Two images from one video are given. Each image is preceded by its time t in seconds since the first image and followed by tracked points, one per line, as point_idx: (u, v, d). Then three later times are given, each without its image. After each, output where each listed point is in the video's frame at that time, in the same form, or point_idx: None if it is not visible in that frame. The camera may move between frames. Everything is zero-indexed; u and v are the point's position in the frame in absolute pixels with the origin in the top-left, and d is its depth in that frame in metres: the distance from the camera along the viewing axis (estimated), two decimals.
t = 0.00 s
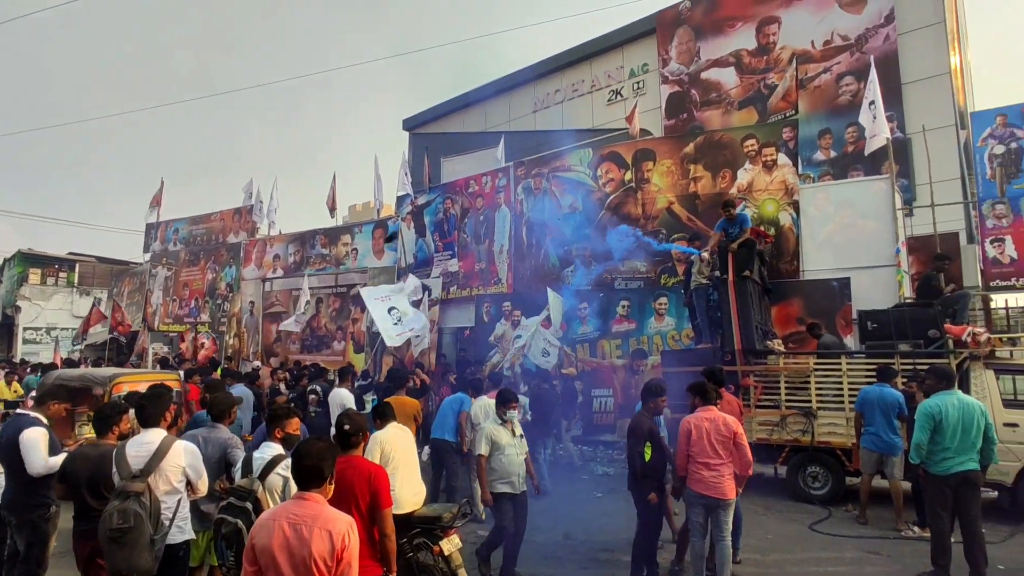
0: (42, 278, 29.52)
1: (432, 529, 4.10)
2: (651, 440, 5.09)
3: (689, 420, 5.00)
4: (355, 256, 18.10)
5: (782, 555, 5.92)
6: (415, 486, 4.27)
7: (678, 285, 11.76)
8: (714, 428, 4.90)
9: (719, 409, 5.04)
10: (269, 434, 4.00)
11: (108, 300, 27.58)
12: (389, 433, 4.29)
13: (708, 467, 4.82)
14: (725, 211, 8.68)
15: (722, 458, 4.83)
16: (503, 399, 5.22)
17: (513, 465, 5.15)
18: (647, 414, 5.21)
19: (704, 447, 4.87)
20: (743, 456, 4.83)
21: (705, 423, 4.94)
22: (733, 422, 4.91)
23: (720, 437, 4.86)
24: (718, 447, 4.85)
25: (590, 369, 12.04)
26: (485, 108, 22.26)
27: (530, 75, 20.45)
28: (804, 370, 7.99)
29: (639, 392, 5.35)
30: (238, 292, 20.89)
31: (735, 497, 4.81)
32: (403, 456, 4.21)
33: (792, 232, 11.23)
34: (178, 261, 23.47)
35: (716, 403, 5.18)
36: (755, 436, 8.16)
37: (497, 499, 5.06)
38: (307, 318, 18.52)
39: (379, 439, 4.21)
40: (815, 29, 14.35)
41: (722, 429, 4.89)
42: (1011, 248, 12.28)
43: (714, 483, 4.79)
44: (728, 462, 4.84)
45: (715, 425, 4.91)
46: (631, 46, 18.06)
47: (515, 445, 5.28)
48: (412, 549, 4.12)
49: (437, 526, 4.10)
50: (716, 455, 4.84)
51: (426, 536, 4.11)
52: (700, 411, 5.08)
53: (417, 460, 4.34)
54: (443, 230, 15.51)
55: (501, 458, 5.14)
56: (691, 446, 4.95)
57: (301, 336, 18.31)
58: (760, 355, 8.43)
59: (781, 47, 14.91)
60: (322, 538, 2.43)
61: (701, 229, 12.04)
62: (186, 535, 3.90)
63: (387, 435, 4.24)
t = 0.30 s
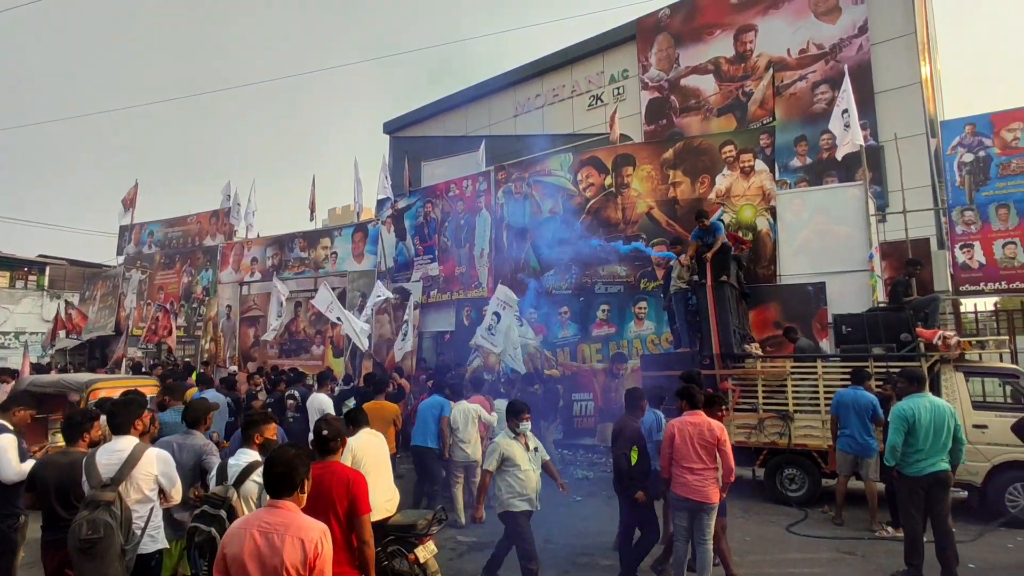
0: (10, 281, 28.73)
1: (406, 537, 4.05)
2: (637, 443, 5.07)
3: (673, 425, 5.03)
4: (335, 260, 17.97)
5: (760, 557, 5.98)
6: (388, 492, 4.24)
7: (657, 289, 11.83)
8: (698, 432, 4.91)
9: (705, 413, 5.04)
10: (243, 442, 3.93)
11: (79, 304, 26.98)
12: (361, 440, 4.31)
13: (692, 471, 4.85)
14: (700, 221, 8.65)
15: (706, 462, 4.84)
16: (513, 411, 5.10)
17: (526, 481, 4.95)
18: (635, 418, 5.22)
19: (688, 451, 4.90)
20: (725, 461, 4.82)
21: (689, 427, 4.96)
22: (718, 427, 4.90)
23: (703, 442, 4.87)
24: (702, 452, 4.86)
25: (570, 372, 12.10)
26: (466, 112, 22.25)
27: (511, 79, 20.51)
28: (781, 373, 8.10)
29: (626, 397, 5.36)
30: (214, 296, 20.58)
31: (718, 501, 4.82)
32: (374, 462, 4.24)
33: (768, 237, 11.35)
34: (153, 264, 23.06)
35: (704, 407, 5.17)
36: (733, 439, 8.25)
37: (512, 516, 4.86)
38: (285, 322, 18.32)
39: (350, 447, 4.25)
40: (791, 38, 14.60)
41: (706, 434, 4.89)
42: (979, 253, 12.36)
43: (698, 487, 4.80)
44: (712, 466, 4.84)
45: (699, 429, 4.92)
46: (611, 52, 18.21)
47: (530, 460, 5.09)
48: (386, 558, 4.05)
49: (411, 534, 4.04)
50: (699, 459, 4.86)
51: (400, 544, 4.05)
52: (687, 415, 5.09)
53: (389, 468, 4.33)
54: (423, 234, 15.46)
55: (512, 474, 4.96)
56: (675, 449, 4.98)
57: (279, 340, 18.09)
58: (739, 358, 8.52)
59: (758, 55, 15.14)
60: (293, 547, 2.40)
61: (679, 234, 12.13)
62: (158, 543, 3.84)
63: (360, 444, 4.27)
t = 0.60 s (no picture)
0: None
1: (384, 546, 4.01)
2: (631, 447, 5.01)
3: (656, 427, 5.07)
4: (316, 264, 17.85)
5: (742, 558, 6.02)
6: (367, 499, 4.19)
7: (639, 292, 11.89)
8: (680, 435, 4.92)
9: (691, 416, 5.04)
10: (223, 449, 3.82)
11: (53, 308, 26.44)
12: (337, 445, 4.26)
13: (674, 474, 4.88)
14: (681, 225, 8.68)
15: (688, 465, 4.86)
16: (531, 413, 4.96)
17: (548, 486, 4.85)
18: (624, 422, 5.16)
19: (671, 454, 4.92)
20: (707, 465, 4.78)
21: (672, 429, 4.98)
22: (701, 431, 4.89)
23: (685, 445, 4.89)
24: (684, 455, 4.87)
25: (553, 376, 12.10)
26: (450, 114, 22.19)
27: (494, 82, 20.52)
28: (761, 375, 8.18)
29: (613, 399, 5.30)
30: (194, 300, 20.29)
31: (701, 504, 4.82)
32: (351, 468, 4.18)
33: (750, 240, 11.51)
34: (130, 268, 22.70)
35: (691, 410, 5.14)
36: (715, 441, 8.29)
37: (530, 524, 4.77)
38: (267, 326, 18.13)
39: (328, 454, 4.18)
40: (770, 44, 14.80)
41: (688, 437, 4.89)
42: (953, 257, 12.67)
43: (680, 490, 4.83)
44: (695, 468, 4.85)
45: (682, 433, 4.93)
46: (594, 57, 18.31)
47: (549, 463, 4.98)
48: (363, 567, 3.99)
49: (390, 543, 4.01)
50: (681, 462, 4.87)
51: (378, 553, 4.00)
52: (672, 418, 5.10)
53: (367, 473, 4.30)
54: (406, 237, 15.38)
55: (539, 478, 4.83)
56: (658, 452, 5.02)
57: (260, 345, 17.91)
58: (720, 361, 8.58)
59: (738, 60, 15.32)
60: (266, 554, 2.37)
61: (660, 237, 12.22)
62: (134, 551, 3.77)
63: (338, 450, 4.22)
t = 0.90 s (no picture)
0: None
1: (366, 554, 3.98)
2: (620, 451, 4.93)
3: (638, 426, 5.10)
4: (297, 266, 17.69)
5: (722, 557, 6.07)
6: (349, 505, 4.14)
7: (621, 294, 11.96)
8: (660, 437, 4.95)
9: (674, 418, 5.05)
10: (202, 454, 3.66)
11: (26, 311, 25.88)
12: (316, 450, 4.22)
13: (652, 475, 4.90)
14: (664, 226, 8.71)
15: (668, 467, 4.87)
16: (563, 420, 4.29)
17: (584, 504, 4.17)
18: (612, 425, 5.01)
19: (652, 455, 4.95)
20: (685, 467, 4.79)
21: (653, 430, 5.01)
22: (680, 433, 4.91)
23: (663, 447, 4.92)
24: (662, 456, 4.90)
25: (535, 377, 11.82)
26: (432, 116, 22.13)
27: (476, 84, 20.50)
28: (742, 376, 8.22)
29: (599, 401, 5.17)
30: (171, 302, 19.99)
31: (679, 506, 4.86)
32: (333, 474, 4.15)
33: (729, 242, 11.68)
34: (106, 270, 22.29)
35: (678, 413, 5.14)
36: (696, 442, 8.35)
37: (562, 544, 4.11)
38: (246, 329, 17.92)
39: (308, 459, 4.13)
40: (749, 48, 15.00)
41: (667, 438, 4.92)
42: (927, 258, 12.91)
43: (658, 490, 4.86)
44: (675, 470, 4.86)
45: (661, 434, 4.96)
46: (575, 59, 18.39)
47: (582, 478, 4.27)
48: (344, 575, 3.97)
49: (371, 551, 3.98)
50: (660, 463, 4.90)
51: (359, 561, 3.97)
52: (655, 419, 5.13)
53: (349, 478, 4.25)
54: (387, 239, 15.29)
55: (577, 496, 4.13)
56: (637, 453, 5.07)
57: (239, 348, 17.72)
58: (701, 361, 8.66)
59: (717, 64, 15.49)
60: (248, 562, 2.33)
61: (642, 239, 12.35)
62: (105, 560, 3.68)
63: (318, 454, 4.18)
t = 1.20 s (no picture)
0: None
1: (349, 558, 3.95)
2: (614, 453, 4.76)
3: (630, 423, 5.01)
4: (281, 265, 17.53)
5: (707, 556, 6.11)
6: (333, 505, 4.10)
7: (606, 293, 11.95)
8: (649, 437, 4.91)
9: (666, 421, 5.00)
10: (178, 457, 3.65)
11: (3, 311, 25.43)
12: (301, 452, 4.17)
13: (637, 474, 4.92)
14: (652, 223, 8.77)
15: (654, 468, 4.88)
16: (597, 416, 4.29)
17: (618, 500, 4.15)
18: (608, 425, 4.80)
19: (639, 455, 4.93)
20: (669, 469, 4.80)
21: (647, 429, 4.94)
22: (671, 436, 4.88)
23: (652, 447, 4.89)
24: (648, 456, 4.89)
25: (521, 377, 11.83)
26: (417, 114, 22.03)
27: (462, 83, 20.46)
28: (726, 375, 8.31)
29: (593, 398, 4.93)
30: (152, 302, 19.73)
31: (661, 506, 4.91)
32: (318, 476, 4.10)
33: (713, 242, 11.81)
34: (85, 270, 21.91)
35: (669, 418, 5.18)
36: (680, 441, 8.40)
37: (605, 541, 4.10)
38: (229, 329, 17.74)
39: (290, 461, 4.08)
40: (733, 50, 15.11)
41: (656, 439, 4.89)
42: (907, 258, 13.08)
43: (641, 490, 4.88)
44: (660, 471, 4.88)
45: (651, 435, 4.91)
46: (561, 59, 18.42)
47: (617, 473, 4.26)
48: None
49: (354, 553, 3.96)
50: (646, 463, 4.90)
51: (343, 562, 3.94)
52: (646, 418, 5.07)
53: (333, 480, 4.20)
54: (373, 238, 15.18)
55: (607, 491, 4.14)
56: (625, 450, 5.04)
57: (222, 348, 17.54)
58: (686, 360, 8.71)
59: (702, 65, 15.60)
60: (252, 560, 2.32)
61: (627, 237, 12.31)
62: (74, 567, 3.60)
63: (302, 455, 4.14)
